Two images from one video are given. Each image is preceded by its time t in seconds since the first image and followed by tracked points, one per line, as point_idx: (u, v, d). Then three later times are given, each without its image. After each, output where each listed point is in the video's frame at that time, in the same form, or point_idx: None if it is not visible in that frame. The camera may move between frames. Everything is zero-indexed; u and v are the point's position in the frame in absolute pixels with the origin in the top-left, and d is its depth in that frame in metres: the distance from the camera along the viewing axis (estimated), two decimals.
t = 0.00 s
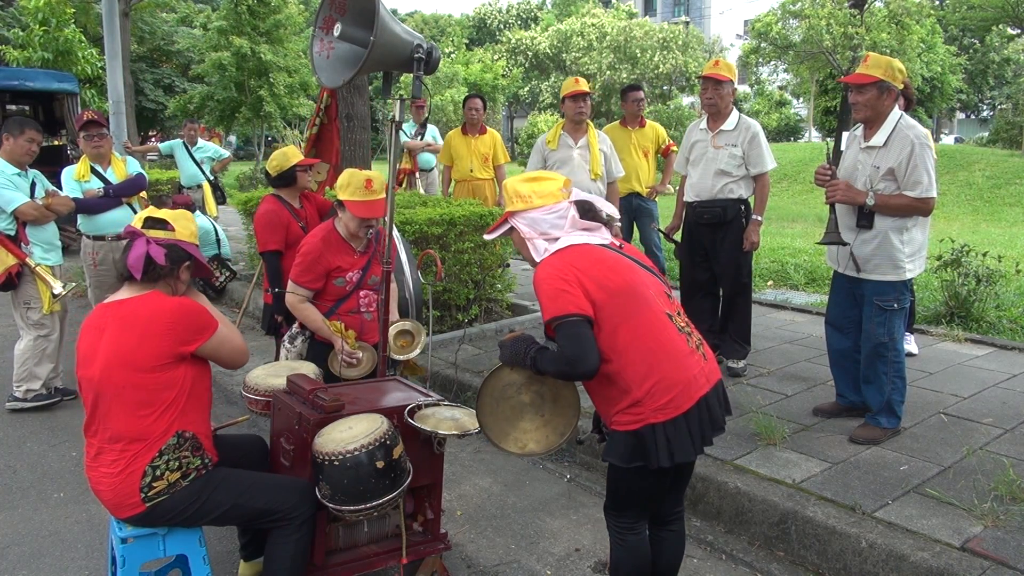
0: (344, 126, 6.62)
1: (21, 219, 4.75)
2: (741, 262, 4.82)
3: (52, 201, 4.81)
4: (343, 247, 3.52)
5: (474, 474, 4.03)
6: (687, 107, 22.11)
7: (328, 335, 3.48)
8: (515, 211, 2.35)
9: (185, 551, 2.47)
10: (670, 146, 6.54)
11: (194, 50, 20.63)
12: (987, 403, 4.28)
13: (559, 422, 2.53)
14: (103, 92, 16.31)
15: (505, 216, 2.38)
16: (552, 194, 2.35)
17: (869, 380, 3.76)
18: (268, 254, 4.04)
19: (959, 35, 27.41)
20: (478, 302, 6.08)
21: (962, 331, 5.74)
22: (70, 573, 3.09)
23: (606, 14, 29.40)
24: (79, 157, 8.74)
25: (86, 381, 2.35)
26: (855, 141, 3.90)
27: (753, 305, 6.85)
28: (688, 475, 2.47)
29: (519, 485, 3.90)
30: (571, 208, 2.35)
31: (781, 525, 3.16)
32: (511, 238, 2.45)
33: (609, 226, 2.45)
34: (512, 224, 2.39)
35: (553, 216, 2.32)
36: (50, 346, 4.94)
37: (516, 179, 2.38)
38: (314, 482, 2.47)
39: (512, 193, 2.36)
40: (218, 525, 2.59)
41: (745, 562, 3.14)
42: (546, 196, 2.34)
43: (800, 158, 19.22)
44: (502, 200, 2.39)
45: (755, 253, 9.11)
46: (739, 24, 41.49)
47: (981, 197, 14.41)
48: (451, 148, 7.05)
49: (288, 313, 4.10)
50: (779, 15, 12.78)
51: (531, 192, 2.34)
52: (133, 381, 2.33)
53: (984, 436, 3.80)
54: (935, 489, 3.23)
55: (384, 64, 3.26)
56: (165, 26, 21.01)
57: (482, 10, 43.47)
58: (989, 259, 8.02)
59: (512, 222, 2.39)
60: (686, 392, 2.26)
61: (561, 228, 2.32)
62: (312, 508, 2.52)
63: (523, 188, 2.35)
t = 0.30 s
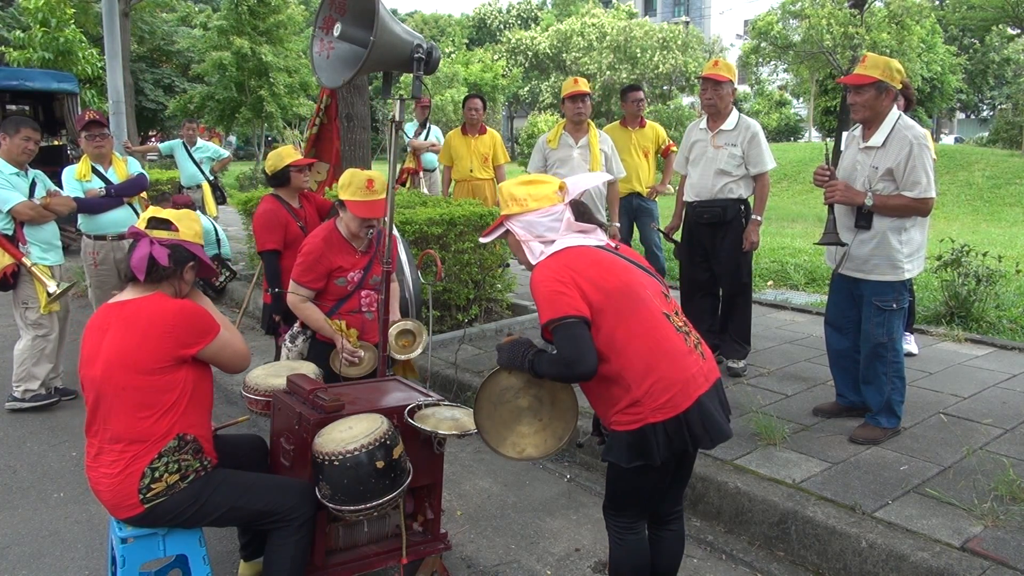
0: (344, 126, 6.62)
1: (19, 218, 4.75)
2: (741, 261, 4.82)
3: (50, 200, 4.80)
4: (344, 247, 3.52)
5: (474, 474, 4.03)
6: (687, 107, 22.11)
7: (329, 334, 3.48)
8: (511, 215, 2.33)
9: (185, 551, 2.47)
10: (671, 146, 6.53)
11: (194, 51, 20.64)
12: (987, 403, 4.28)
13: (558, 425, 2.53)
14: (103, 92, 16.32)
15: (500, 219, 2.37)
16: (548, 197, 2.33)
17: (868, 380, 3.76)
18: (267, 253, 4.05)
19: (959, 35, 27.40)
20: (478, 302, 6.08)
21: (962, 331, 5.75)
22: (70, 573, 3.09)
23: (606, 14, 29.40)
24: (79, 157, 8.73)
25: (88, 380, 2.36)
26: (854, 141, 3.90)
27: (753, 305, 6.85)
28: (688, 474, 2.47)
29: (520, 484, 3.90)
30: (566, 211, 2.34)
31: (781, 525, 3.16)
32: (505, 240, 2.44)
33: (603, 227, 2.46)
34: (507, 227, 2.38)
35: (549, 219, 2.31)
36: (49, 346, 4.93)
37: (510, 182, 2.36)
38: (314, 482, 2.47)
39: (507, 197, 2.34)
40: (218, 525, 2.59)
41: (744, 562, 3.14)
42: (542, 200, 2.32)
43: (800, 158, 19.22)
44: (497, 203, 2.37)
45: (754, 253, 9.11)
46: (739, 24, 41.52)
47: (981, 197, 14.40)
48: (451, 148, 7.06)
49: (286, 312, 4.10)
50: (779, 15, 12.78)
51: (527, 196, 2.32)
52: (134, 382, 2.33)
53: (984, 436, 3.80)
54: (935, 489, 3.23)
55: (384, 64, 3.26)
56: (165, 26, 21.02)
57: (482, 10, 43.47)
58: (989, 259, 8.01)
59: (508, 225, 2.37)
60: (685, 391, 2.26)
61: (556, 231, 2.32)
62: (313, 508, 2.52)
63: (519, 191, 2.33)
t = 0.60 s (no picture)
0: (344, 126, 6.63)
1: (18, 218, 4.75)
2: (741, 262, 4.82)
3: (50, 200, 4.80)
4: (344, 246, 3.53)
5: (474, 474, 4.02)
6: (687, 107, 22.11)
7: (330, 333, 3.48)
8: (508, 216, 2.33)
9: (185, 551, 2.47)
10: (671, 146, 6.53)
11: (194, 51, 20.65)
12: (988, 403, 4.28)
13: (557, 427, 2.53)
14: (103, 91, 16.31)
15: (498, 221, 2.37)
16: (545, 198, 2.34)
17: (868, 380, 3.76)
18: (266, 253, 4.05)
19: (959, 35, 27.39)
20: (478, 302, 6.08)
21: (962, 331, 5.75)
22: (70, 573, 3.09)
23: (606, 14, 29.39)
24: (79, 157, 8.73)
25: (92, 379, 2.37)
26: (853, 140, 3.90)
27: (753, 305, 6.85)
28: (687, 473, 2.47)
29: (520, 485, 3.90)
30: (564, 212, 2.34)
31: (781, 525, 3.16)
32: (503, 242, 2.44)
33: (602, 228, 2.45)
34: (505, 228, 2.38)
35: (547, 220, 2.31)
36: (48, 346, 4.92)
37: (508, 184, 2.37)
38: (314, 482, 2.47)
39: (505, 198, 2.34)
40: (218, 525, 2.59)
41: (745, 562, 3.14)
42: (540, 200, 2.33)
43: (800, 158, 19.22)
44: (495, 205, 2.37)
45: (755, 253, 9.11)
46: (739, 24, 41.56)
47: (981, 197, 14.40)
48: (451, 148, 7.06)
49: (285, 312, 4.11)
50: (778, 15, 12.79)
51: (524, 197, 2.33)
52: (135, 384, 2.33)
53: (984, 436, 3.80)
54: (935, 489, 3.23)
55: (384, 64, 3.26)
56: (165, 26, 21.02)
57: (482, 10, 43.47)
58: (990, 259, 8.01)
59: (506, 227, 2.37)
60: (684, 390, 2.26)
61: (555, 232, 2.32)
62: (313, 508, 2.52)
63: (517, 193, 2.34)
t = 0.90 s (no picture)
0: (344, 126, 6.63)
1: (18, 218, 4.75)
2: (740, 262, 4.82)
3: (50, 200, 4.80)
4: (343, 243, 3.53)
5: (474, 474, 4.03)
6: (687, 107, 22.11)
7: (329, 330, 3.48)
8: (506, 217, 2.33)
9: (185, 551, 2.47)
10: (670, 146, 6.54)
11: (194, 51, 20.64)
12: (987, 402, 4.28)
13: (555, 428, 2.54)
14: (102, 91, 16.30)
15: (496, 223, 2.37)
16: (544, 199, 2.34)
17: (867, 380, 3.76)
18: (264, 253, 4.05)
19: (959, 35, 27.39)
20: (478, 302, 6.08)
21: (962, 331, 5.75)
22: (70, 573, 3.09)
23: (606, 14, 29.40)
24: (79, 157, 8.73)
25: (96, 379, 2.37)
26: (853, 141, 3.90)
27: (752, 305, 6.85)
28: (686, 473, 2.47)
29: (520, 485, 3.90)
30: (562, 213, 2.35)
31: (781, 525, 3.16)
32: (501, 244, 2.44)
33: (599, 228, 2.46)
34: (503, 230, 2.37)
35: (545, 221, 2.31)
36: (47, 346, 4.91)
37: (506, 185, 2.37)
38: (314, 482, 2.47)
39: (503, 200, 2.34)
40: (218, 525, 2.59)
41: (744, 562, 3.14)
42: (537, 202, 2.33)
43: (799, 158, 19.22)
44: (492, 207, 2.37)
45: (754, 254, 9.11)
46: (739, 24, 41.57)
47: (981, 197, 14.40)
48: (451, 147, 7.05)
49: (284, 312, 4.11)
50: (778, 15, 12.78)
51: (522, 198, 2.33)
52: (137, 385, 2.33)
53: (984, 436, 3.80)
54: (935, 489, 3.23)
55: (384, 64, 3.26)
56: (164, 26, 21.01)
57: (482, 10, 43.47)
58: (989, 259, 8.01)
59: (504, 228, 2.37)
60: (684, 390, 2.26)
61: (553, 233, 2.32)
62: (313, 508, 2.52)
63: (514, 194, 2.34)
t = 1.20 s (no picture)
0: (344, 126, 6.62)
1: (18, 217, 4.75)
2: (741, 262, 4.82)
3: (50, 200, 4.80)
4: (342, 242, 3.53)
5: (474, 474, 4.02)
6: (688, 107, 22.11)
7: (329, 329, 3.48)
8: (507, 217, 2.33)
9: (185, 550, 2.47)
10: (671, 146, 6.53)
11: (194, 51, 20.64)
12: (987, 403, 4.28)
13: (556, 428, 2.54)
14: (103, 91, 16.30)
15: (496, 222, 2.37)
16: (544, 198, 2.34)
17: (868, 380, 3.76)
18: (265, 253, 4.05)
19: (959, 35, 27.38)
20: (478, 302, 6.08)
21: (962, 331, 5.75)
22: (70, 573, 3.09)
23: (606, 14, 29.39)
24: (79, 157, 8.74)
25: (99, 377, 2.38)
26: (855, 141, 3.90)
27: (753, 305, 6.85)
28: (686, 473, 2.47)
29: (520, 485, 3.90)
30: (563, 212, 2.34)
31: (781, 525, 3.16)
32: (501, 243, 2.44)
33: (600, 228, 2.46)
34: (504, 230, 2.37)
35: (545, 220, 2.31)
36: (48, 346, 4.91)
37: (506, 185, 2.37)
38: (314, 482, 2.47)
39: (503, 199, 2.34)
40: (218, 525, 2.59)
41: (745, 562, 3.14)
42: (538, 201, 2.32)
43: (800, 158, 19.22)
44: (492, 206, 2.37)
45: (754, 254, 9.10)
46: (739, 24, 41.58)
47: (981, 197, 14.40)
48: (451, 147, 7.05)
49: (285, 311, 4.10)
50: (779, 15, 12.77)
51: (522, 198, 2.32)
52: (139, 387, 2.33)
53: (985, 436, 3.80)
54: (935, 489, 3.23)
55: (384, 64, 3.25)
56: (165, 26, 21.02)
57: (482, 10, 43.50)
58: (990, 259, 8.00)
59: (505, 227, 2.36)
60: (684, 390, 2.26)
61: (553, 232, 2.31)
62: (313, 508, 2.52)
63: (514, 194, 2.33)
